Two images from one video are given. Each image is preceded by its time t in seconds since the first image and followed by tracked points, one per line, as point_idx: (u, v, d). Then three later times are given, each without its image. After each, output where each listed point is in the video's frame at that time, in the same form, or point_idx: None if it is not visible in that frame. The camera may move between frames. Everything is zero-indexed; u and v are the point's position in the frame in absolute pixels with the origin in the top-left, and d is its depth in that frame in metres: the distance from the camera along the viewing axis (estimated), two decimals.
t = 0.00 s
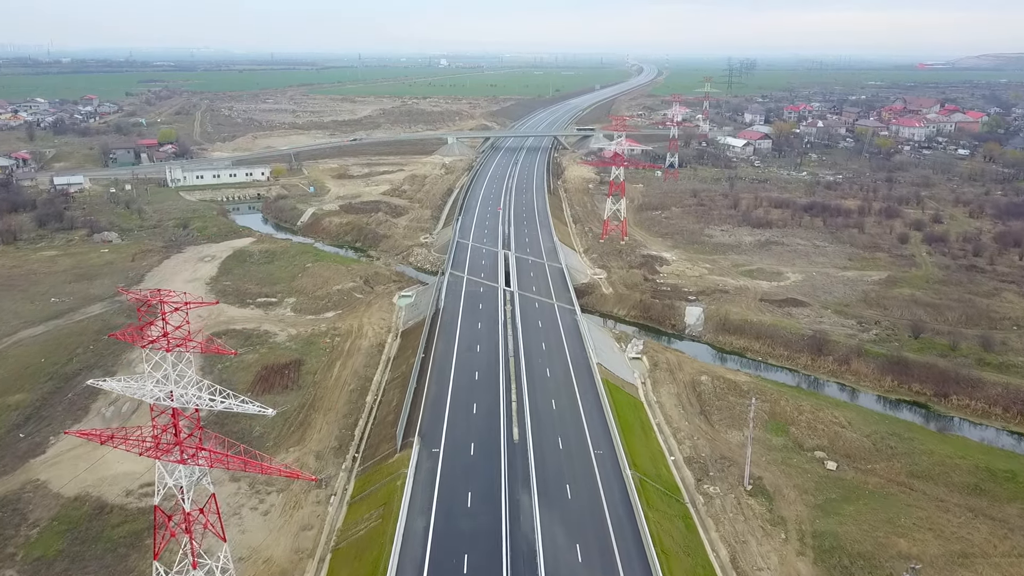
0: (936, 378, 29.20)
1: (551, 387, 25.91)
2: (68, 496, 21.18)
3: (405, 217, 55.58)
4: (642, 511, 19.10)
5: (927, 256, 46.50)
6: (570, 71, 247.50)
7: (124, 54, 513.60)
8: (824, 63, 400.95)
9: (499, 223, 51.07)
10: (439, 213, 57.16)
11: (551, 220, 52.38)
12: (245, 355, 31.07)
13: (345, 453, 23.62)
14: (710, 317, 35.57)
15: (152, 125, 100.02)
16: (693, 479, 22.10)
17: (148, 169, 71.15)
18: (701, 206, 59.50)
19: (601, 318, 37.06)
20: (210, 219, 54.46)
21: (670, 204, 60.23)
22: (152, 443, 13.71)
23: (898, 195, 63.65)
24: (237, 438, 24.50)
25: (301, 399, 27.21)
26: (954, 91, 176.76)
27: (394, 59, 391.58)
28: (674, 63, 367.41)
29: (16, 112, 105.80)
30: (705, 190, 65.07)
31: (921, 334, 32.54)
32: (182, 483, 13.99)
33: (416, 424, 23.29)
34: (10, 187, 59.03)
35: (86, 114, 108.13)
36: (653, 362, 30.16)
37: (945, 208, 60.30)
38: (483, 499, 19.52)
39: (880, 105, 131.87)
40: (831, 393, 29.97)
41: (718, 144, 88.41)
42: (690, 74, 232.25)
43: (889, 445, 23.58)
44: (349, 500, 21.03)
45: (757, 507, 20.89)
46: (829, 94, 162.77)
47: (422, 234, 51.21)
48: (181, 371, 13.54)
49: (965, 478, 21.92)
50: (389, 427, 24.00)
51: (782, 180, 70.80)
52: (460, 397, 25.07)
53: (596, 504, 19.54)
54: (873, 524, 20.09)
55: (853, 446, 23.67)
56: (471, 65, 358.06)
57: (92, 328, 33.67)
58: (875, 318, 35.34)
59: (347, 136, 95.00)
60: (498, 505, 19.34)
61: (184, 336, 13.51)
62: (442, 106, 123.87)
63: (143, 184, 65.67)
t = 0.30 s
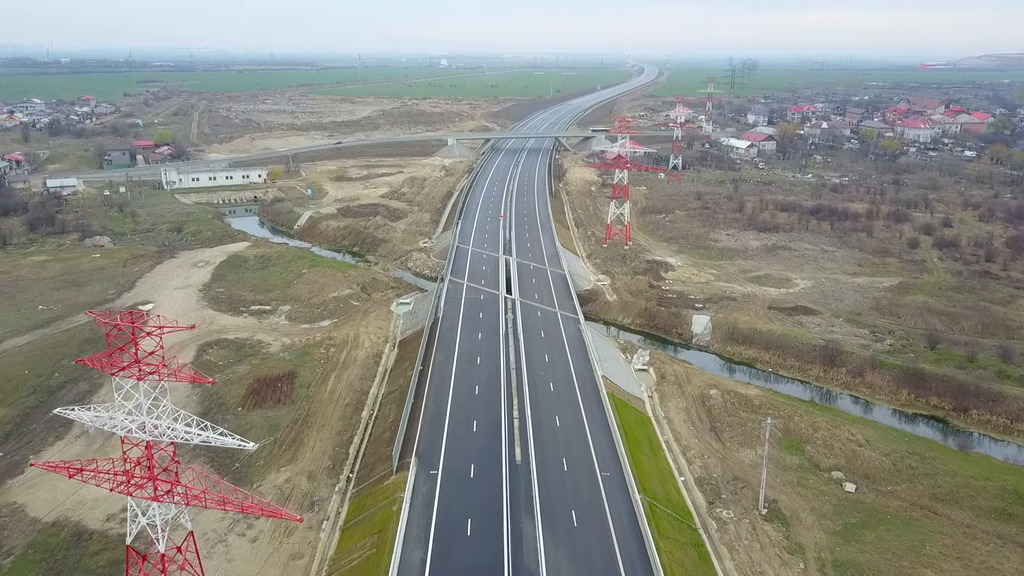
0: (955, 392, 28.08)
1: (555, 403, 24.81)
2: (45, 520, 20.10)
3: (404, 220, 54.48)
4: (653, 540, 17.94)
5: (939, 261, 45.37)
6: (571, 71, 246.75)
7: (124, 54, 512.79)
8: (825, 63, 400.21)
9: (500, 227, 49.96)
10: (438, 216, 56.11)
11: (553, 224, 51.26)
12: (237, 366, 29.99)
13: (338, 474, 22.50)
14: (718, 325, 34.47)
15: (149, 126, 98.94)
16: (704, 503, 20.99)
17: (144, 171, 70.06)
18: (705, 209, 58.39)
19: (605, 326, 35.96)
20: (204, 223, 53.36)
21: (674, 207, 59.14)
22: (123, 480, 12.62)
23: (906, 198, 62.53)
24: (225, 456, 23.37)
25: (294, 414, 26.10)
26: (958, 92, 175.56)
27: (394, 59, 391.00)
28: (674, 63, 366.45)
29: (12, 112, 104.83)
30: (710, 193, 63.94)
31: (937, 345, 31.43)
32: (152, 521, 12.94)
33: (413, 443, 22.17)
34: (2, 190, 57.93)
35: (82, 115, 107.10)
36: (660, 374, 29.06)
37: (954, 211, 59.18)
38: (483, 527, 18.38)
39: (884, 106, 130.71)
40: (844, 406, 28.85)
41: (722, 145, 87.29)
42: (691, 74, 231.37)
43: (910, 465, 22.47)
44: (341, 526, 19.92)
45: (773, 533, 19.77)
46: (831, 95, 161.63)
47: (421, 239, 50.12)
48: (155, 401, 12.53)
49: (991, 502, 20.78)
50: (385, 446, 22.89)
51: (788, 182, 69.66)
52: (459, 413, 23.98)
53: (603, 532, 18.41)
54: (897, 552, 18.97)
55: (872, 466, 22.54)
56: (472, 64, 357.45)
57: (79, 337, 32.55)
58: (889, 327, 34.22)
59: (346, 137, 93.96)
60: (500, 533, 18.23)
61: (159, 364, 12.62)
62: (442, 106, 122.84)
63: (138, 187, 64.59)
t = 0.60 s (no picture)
0: (976, 406, 26.95)
1: (559, 420, 23.67)
2: (21, 548, 18.97)
3: (403, 224, 53.38)
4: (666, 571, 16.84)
5: (951, 267, 44.24)
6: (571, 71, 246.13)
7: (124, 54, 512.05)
8: (826, 64, 399.54)
9: (501, 231, 48.82)
10: (438, 220, 55.00)
11: (555, 227, 50.14)
12: (228, 378, 28.88)
13: (332, 496, 21.37)
14: (727, 335, 33.35)
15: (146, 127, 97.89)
16: (718, 528, 19.88)
17: (139, 173, 68.98)
18: (710, 212, 57.23)
19: (609, 336, 34.81)
20: (199, 226, 52.26)
21: (679, 210, 58.02)
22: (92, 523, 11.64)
23: (914, 201, 61.36)
24: (213, 477, 22.23)
25: (287, 431, 24.94)
26: (961, 92, 174.49)
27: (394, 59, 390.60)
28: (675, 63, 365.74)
29: (8, 113, 103.75)
30: (715, 195, 62.82)
31: (955, 356, 30.29)
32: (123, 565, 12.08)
33: (410, 464, 21.03)
34: None
35: (79, 116, 106.05)
36: (669, 388, 27.94)
37: (964, 214, 58.04)
38: (485, 558, 17.28)
39: (888, 106, 129.66)
40: (860, 420, 27.71)
41: (725, 146, 86.17)
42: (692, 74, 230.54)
43: (934, 488, 21.35)
44: (334, 554, 18.79)
45: (791, 563, 18.65)
46: (834, 95, 160.47)
47: (421, 243, 49.00)
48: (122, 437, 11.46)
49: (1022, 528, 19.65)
50: (382, 467, 21.76)
51: (793, 184, 68.55)
52: (460, 432, 22.85)
53: (613, 563, 17.30)
54: None
55: (894, 488, 21.43)
56: (472, 62, 357.28)
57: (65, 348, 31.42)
58: (904, 337, 33.09)
59: (345, 138, 92.86)
60: (502, 565, 17.12)
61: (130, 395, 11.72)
62: (442, 107, 121.82)
63: (132, 189, 63.47)
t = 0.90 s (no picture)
0: (1000, 422, 25.81)
1: (565, 439, 22.53)
2: None
3: (403, 227, 52.26)
4: None
5: (965, 273, 43.10)
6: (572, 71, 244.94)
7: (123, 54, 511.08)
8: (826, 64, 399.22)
9: (503, 236, 47.69)
10: (438, 223, 53.90)
11: (558, 231, 49.03)
12: (219, 391, 27.78)
13: (325, 522, 20.24)
14: (736, 345, 32.20)
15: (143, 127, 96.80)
16: (734, 557, 18.77)
17: (135, 175, 67.87)
18: (716, 216, 56.12)
19: (615, 345, 33.67)
20: (194, 230, 51.18)
21: (684, 213, 56.93)
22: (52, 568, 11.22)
23: (923, 204, 60.22)
24: (201, 500, 21.11)
25: (279, 449, 23.80)
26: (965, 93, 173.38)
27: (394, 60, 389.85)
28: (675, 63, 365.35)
29: (4, 114, 102.81)
30: (720, 198, 61.70)
31: (975, 369, 29.14)
32: None
33: (408, 487, 19.89)
34: None
35: (75, 116, 105.00)
36: (678, 402, 26.82)
37: (974, 217, 56.90)
38: None
39: (893, 107, 128.55)
40: (877, 436, 26.59)
41: (729, 147, 85.01)
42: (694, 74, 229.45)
43: (961, 513, 20.26)
44: None
45: None
46: (838, 96, 159.23)
47: (420, 248, 47.91)
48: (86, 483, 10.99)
49: None
50: (377, 489, 20.62)
51: (799, 186, 67.44)
52: (460, 451, 21.72)
53: None
54: None
55: (919, 512, 20.32)
56: (472, 62, 356.62)
57: (50, 358, 30.32)
58: (920, 348, 31.94)
59: (345, 139, 91.81)
60: None
61: (91, 435, 11.41)
62: (443, 107, 120.75)
63: (127, 192, 62.38)
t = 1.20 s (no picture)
0: None
1: (571, 460, 21.39)
2: None
3: (402, 231, 51.11)
4: None
5: (979, 279, 41.93)
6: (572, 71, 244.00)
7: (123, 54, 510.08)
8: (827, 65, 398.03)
9: (504, 240, 46.55)
10: (438, 227, 52.77)
11: (560, 236, 47.88)
12: (210, 405, 26.66)
13: (318, 550, 19.11)
14: (747, 357, 31.04)
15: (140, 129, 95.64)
16: None
17: (129, 177, 66.69)
18: (721, 219, 54.97)
19: (621, 356, 32.51)
20: (188, 234, 50.08)
21: (689, 216, 55.78)
22: None
23: (932, 207, 59.05)
24: (187, 525, 20.00)
25: (270, 469, 22.66)
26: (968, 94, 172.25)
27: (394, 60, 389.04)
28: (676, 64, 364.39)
29: None
30: (725, 201, 60.53)
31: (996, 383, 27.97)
32: None
33: (405, 514, 18.74)
34: None
35: (71, 117, 103.81)
36: (689, 417, 25.68)
37: (985, 221, 55.72)
38: None
39: (897, 109, 127.39)
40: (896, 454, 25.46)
41: (733, 149, 83.85)
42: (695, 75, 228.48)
43: (991, 541, 19.16)
44: None
45: None
46: (841, 96, 158.01)
47: (419, 252, 46.79)
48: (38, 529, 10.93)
49: None
50: (374, 515, 19.49)
51: (805, 189, 66.30)
52: (461, 474, 20.58)
53: None
54: None
55: (946, 539, 19.19)
56: (472, 62, 355.74)
57: (34, 370, 29.20)
58: (937, 359, 30.78)
59: (344, 140, 90.70)
60: None
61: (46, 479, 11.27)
62: (443, 108, 119.56)
63: (122, 194, 61.26)
